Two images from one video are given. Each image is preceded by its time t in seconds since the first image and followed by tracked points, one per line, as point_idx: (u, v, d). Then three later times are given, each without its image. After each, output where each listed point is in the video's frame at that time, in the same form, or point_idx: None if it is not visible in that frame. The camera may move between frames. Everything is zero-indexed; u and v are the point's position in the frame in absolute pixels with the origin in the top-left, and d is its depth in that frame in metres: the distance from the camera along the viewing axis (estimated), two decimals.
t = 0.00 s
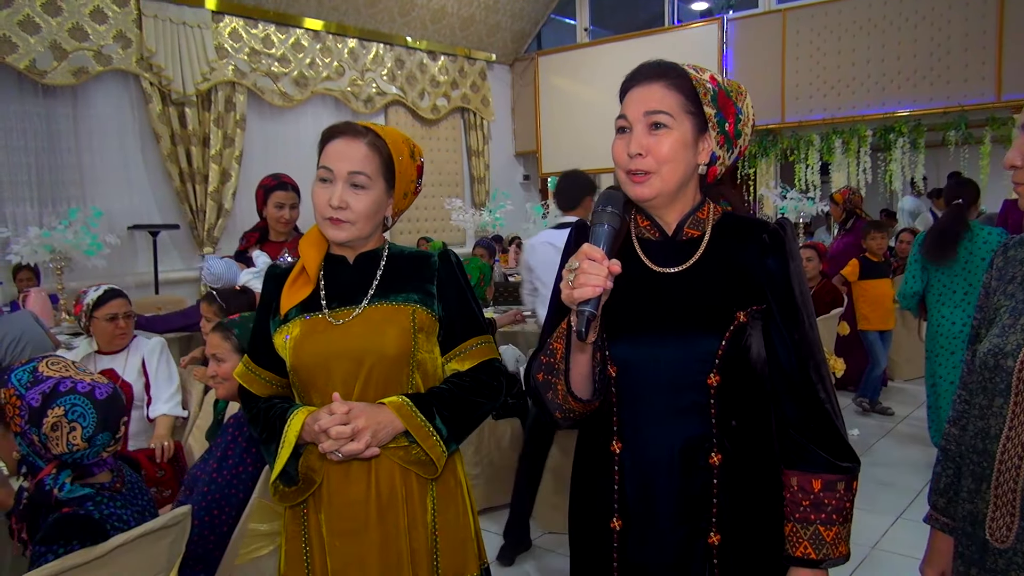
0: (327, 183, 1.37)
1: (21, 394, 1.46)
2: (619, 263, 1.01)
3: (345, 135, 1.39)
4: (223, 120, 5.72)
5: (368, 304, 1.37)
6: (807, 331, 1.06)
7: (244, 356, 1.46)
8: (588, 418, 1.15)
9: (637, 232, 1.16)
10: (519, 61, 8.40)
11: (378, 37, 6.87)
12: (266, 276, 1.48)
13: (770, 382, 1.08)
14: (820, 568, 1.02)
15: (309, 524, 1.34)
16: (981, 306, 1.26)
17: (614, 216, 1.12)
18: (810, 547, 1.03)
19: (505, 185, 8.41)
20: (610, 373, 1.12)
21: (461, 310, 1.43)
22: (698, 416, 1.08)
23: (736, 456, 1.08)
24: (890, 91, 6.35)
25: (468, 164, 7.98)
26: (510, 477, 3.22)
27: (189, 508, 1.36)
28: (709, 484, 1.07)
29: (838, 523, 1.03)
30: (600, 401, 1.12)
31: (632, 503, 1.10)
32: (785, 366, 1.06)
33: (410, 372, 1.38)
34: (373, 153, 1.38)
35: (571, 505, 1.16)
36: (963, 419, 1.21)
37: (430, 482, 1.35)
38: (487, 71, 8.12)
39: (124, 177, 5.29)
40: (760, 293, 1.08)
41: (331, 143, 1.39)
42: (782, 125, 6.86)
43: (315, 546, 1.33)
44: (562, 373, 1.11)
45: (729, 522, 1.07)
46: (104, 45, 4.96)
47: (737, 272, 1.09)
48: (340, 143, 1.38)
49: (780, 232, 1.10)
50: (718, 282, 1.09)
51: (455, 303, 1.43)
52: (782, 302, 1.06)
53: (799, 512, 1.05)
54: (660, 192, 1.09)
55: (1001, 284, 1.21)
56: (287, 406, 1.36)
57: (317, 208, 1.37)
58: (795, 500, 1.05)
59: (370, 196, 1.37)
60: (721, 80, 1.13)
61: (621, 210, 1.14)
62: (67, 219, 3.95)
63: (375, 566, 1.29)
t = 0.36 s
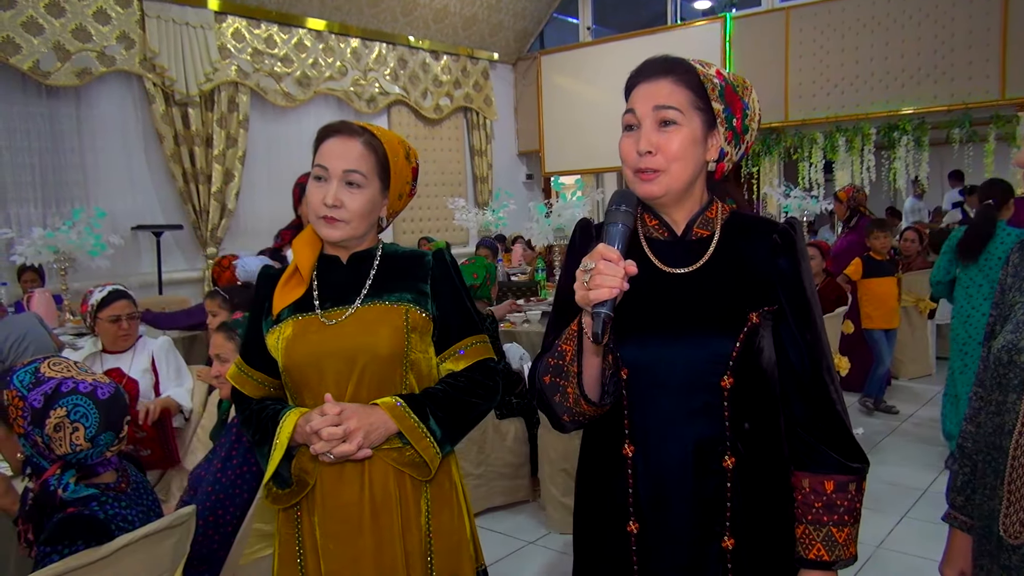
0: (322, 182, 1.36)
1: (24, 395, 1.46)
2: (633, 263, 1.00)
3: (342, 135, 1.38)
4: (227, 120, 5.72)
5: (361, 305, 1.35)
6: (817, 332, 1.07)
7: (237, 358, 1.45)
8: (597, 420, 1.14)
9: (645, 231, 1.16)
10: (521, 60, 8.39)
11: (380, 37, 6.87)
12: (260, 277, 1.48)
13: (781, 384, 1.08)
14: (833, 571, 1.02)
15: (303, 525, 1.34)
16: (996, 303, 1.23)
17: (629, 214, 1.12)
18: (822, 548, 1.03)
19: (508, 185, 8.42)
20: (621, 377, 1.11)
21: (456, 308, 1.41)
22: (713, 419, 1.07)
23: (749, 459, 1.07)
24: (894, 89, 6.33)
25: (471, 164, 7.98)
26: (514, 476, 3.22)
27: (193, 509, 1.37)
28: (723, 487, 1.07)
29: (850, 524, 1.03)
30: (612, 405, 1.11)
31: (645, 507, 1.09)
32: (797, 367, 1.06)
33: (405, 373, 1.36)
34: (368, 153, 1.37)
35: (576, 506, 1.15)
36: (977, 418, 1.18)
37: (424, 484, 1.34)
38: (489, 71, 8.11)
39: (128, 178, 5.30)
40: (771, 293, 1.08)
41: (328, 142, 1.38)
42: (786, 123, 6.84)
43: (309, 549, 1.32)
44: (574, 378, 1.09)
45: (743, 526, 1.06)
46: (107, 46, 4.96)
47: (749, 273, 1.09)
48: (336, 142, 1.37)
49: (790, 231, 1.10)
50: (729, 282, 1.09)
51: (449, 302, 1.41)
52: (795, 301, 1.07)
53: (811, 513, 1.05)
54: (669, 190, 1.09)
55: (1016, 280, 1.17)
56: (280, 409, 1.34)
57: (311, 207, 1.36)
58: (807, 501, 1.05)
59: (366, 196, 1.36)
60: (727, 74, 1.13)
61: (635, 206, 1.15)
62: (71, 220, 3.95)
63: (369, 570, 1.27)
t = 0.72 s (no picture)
0: (319, 181, 1.35)
1: (25, 393, 1.45)
2: (641, 267, 1.00)
3: (338, 133, 1.37)
4: (230, 119, 5.73)
5: (355, 305, 1.34)
6: (829, 333, 1.07)
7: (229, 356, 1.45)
8: (606, 425, 1.14)
9: (655, 231, 1.16)
10: (525, 59, 8.38)
11: (383, 35, 6.87)
12: (253, 275, 1.46)
13: (794, 386, 1.09)
14: (843, 573, 1.03)
15: (296, 526, 1.33)
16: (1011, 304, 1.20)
17: (636, 217, 1.12)
18: (832, 551, 1.04)
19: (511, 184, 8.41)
20: (633, 381, 1.11)
21: (450, 307, 1.40)
22: (726, 423, 1.08)
23: (762, 464, 1.07)
24: (898, 88, 6.32)
25: (474, 162, 7.98)
26: (518, 475, 3.22)
27: (196, 508, 1.37)
28: (736, 491, 1.07)
29: (862, 527, 1.04)
30: (623, 411, 1.11)
31: (656, 510, 1.09)
32: (809, 370, 1.07)
33: (400, 372, 1.36)
34: (365, 152, 1.36)
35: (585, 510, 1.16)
36: (989, 420, 1.18)
37: (419, 484, 1.33)
38: (492, 70, 8.11)
39: (131, 176, 5.30)
40: (784, 295, 1.08)
41: (324, 141, 1.37)
42: (791, 122, 6.82)
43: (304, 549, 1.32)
44: (584, 383, 1.09)
45: (755, 530, 1.06)
46: (111, 45, 4.97)
47: (761, 274, 1.09)
48: (333, 141, 1.37)
49: (802, 231, 1.11)
50: (742, 284, 1.09)
51: (446, 302, 1.40)
52: (808, 302, 1.08)
53: (821, 515, 1.06)
54: (679, 191, 1.09)
55: None
56: (272, 409, 1.33)
57: (307, 205, 1.35)
58: (818, 503, 1.06)
59: (362, 194, 1.36)
60: (739, 70, 1.12)
61: (643, 208, 1.14)
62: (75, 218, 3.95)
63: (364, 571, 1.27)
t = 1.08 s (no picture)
0: (312, 182, 1.34)
1: (32, 391, 1.45)
2: (651, 267, 1.00)
3: (332, 133, 1.36)
4: (235, 117, 5.74)
5: (348, 307, 1.34)
6: (843, 335, 1.07)
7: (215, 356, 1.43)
8: (615, 424, 1.14)
9: (668, 230, 1.16)
10: (530, 58, 8.38)
11: (389, 34, 6.87)
12: (240, 277, 1.45)
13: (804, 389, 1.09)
14: None
15: (285, 530, 1.32)
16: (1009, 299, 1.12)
17: (647, 217, 1.11)
18: (845, 555, 1.05)
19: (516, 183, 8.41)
20: (641, 380, 1.12)
21: (443, 311, 1.42)
22: (735, 425, 1.08)
23: (772, 465, 1.07)
24: (904, 88, 6.31)
25: (479, 161, 7.99)
26: (522, 474, 3.22)
27: (202, 505, 1.38)
28: (744, 493, 1.07)
29: (875, 531, 1.04)
30: (631, 410, 1.11)
31: (662, 511, 1.10)
32: (820, 373, 1.08)
33: (394, 376, 1.36)
34: (359, 152, 1.36)
35: (592, 509, 1.16)
36: (993, 420, 1.13)
37: (412, 488, 1.34)
38: (498, 68, 8.11)
39: (136, 174, 5.31)
40: (796, 297, 1.09)
41: (317, 141, 1.36)
42: (797, 121, 6.80)
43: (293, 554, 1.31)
44: (594, 381, 1.09)
45: (764, 534, 1.07)
46: (117, 43, 4.98)
47: (773, 276, 1.09)
48: (326, 141, 1.36)
49: (817, 232, 1.11)
50: (753, 286, 1.09)
51: (438, 304, 1.42)
52: (820, 305, 1.08)
53: (834, 519, 1.07)
54: (691, 190, 1.09)
55: None
56: (260, 412, 1.33)
57: (300, 206, 1.34)
58: (830, 507, 1.07)
59: (357, 195, 1.35)
60: (753, 68, 1.13)
61: (654, 208, 1.14)
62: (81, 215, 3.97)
63: None
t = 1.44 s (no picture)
0: (309, 196, 1.29)
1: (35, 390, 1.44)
2: (661, 266, 1.00)
3: (325, 142, 1.30)
4: (240, 116, 5.75)
5: (345, 314, 1.33)
6: (846, 337, 1.09)
7: (195, 365, 1.35)
8: (621, 422, 1.14)
9: (676, 231, 1.16)
10: (534, 57, 8.37)
11: (393, 33, 6.88)
12: (221, 282, 1.36)
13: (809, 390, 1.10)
14: None
15: (290, 541, 1.29)
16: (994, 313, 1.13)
17: (657, 214, 1.11)
18: (847, 556, 1.05)
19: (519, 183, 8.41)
20: (648, 378, 1.11)
21: (436, 316, 1.42)
22: (741, 425, 1.08)
23: (778, 465, 1.07)
24: (909, 87, 6.30)
25: (482, 161, 7.99)
26: (525, 474, 3.22)
27: (203, 503, 1.38)
28: (749, 493, 1.07)
29: (877, 533, 1.05)
30: (639, 408, 1.11)
31: (668, 510, 1.10)
32: (825, 373, 1.08)
33: (396, 378, 1.37)
34: (356, 163, 1.31)
35: (596, 507, 1.16)
36: (987, 428, 1.12)
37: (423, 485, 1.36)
38: (502, 67, 8.10)
39: (141, 172, 5.32)
40: (804, 298, 1.09)
41: (309, 151, 1.29)
42: (800, 121, 6.79)
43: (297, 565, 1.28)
44: (602, 379, 1.09)
45: (768, 533, 1.07)
46: (122, 42, 5.00)
47: (778, 277, 1.10)
48: (319, 151, 1.29)
49: (824, 234, 1.13)
50: (758, 286, 1.09)
51: (432, 309, 1.42)
52: (825, 307, 1.09)
53: (837, 520, 1.07)
54: (700, 190, 1.10)
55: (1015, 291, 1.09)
56: (262, 426, 1.28)
57: (297, 221, 1.29)
58: (834, 508, 1.07)
59: (354, 208, 1.32)
60: (761, 67, 1.13)
61: (664, 205, 1.13)
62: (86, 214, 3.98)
63: None
